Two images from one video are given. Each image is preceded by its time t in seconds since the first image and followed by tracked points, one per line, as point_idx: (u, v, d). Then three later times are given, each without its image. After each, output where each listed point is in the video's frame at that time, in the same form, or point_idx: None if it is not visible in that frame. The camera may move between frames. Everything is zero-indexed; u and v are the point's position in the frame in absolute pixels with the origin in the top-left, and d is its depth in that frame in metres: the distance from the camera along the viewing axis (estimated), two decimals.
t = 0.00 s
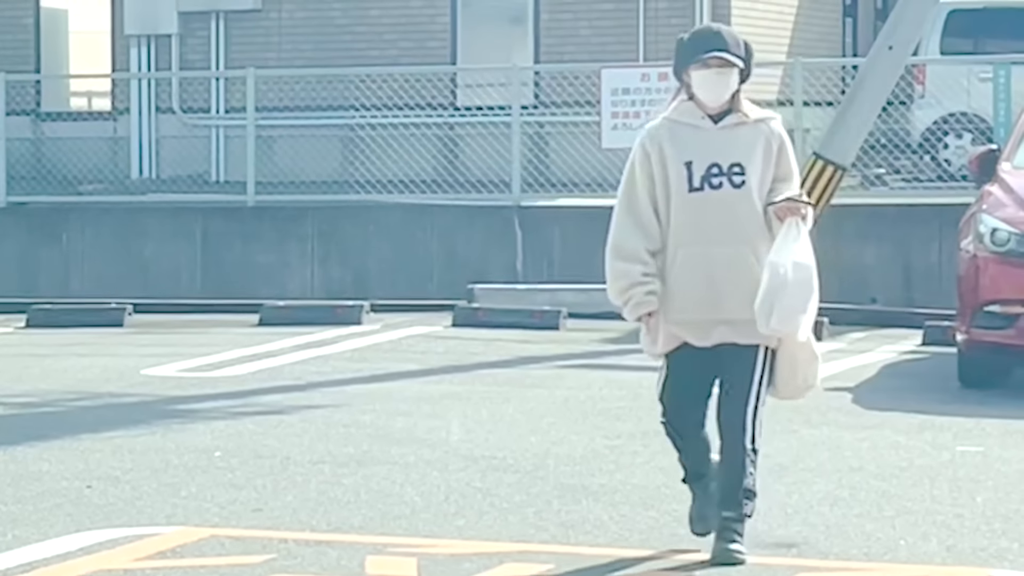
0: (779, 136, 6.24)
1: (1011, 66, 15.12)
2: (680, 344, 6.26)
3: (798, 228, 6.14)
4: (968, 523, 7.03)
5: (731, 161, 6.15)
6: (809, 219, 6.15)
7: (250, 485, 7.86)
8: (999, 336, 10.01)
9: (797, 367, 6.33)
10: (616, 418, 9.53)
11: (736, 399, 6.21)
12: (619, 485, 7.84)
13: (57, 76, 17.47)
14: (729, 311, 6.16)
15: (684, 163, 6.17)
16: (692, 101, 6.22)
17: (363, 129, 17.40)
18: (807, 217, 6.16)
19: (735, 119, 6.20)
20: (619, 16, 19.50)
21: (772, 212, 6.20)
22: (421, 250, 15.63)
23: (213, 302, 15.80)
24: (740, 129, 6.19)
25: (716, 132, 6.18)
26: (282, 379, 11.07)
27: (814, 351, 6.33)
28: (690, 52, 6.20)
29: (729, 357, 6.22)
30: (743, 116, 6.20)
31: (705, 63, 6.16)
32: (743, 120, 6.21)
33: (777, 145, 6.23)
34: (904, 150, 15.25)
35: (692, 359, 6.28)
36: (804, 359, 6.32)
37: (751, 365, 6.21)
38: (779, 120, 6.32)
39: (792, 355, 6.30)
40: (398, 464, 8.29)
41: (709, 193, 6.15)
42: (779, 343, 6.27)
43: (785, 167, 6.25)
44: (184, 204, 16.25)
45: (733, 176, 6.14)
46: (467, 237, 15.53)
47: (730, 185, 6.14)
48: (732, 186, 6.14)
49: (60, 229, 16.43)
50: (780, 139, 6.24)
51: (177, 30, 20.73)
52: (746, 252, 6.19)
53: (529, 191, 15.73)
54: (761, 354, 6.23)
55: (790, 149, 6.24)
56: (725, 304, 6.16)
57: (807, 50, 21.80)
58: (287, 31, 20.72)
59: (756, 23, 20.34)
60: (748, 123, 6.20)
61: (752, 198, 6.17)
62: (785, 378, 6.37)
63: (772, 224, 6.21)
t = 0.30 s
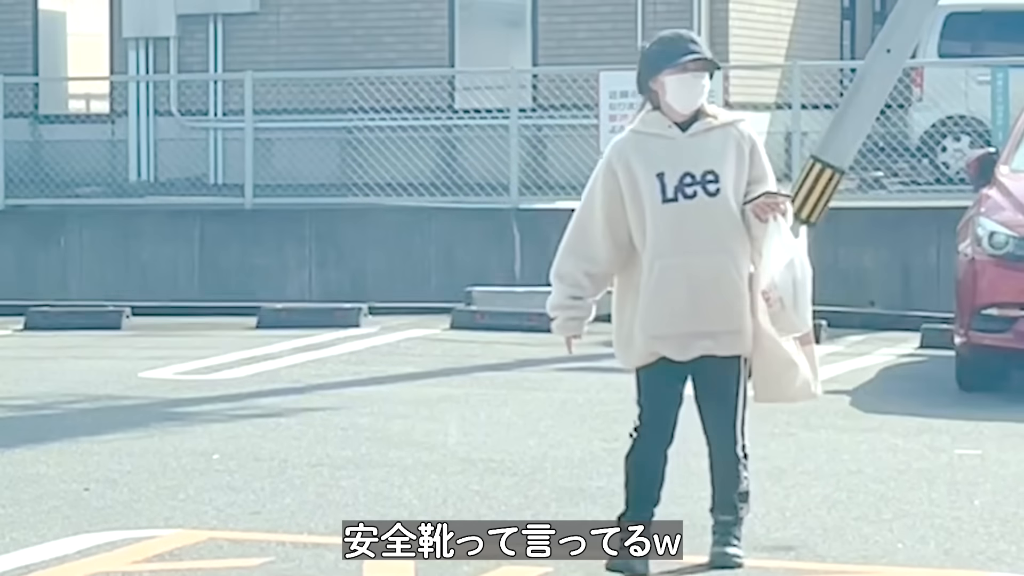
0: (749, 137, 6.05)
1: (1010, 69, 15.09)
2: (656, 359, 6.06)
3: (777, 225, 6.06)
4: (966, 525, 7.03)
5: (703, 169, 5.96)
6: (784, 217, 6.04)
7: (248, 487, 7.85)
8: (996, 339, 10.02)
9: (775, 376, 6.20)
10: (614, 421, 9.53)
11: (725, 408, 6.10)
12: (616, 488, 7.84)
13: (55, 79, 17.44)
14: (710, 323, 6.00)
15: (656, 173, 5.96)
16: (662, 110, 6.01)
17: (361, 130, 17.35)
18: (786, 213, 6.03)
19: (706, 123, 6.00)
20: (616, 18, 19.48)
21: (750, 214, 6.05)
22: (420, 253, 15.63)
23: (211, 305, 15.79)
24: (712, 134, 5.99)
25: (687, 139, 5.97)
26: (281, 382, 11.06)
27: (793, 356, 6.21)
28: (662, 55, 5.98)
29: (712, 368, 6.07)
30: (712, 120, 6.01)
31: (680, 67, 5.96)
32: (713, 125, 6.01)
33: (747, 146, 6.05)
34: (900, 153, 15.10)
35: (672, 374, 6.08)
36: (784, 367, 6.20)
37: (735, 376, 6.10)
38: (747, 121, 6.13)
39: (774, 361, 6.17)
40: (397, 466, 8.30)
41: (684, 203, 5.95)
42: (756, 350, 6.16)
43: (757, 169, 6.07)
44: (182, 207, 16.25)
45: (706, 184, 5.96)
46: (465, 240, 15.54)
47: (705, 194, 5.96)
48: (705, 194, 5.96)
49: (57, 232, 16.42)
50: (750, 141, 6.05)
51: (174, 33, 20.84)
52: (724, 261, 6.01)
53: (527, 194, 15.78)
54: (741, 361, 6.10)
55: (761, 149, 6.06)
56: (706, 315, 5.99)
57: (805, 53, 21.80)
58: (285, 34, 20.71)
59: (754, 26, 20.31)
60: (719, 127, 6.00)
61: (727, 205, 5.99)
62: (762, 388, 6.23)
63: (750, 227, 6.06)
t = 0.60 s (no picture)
0: (714, 130, 5.93)
1: (1009, 71, 15.09)
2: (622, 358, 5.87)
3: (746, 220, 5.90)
4: (966, 528, 7.03)
5: (671, 162, 5.81)
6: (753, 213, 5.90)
7: (247, 490, 7.85)
8: (995, 342, 10.02)
9: (743, 372, 6.03)
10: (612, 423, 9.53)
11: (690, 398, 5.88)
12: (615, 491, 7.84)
13: (54, 81, 17.44)
14: (680, 318, 5.83)
15: (623, 167, 5.80)
16: (627, 101, 5.84)
17: (359, 133, 17.29)
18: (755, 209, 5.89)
19: (672, 117, 5.86)
20: (615, 21, 19.47)
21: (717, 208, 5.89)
22: (420, 256, 15.64)
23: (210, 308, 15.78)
24: (677, 127, 5.85)
25: (654, 132, 5.83)
26: (280, 384, 11.06)
27: (759, 351, 6.03)
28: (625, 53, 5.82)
29: (676, 365, 5.88)
30: (678, 113, 5.88)
31: (646, 60, 5.79)
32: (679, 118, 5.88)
33: (713, 139, 5.93)
34: (900, 155, 15.33)
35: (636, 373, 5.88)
36: (748, 362, 6.02)
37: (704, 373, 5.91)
38: (710, 113, 6.01)
39: (739, 356, 6.00)
40: (396, 469, 8.29)
41: (651, 197, 5.80)
42: (720, 346, 5.98)
43: (722, 162, 5.96)
44: (182, 210, 16.25)
45: (674, 177, 5.81)
46: (464, 243, 15.55)
47: (673, 187, 5.81)
48: (673, 188, 5.81)
49: (58, 235, 16.43)
50: (715, 135, 5.94)
51: (173, 36, 20.84)
52: (690, 256, 5.85)
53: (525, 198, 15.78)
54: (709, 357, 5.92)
55: (725, 142, 5.95)
56: (675, 310, 5.83)
57: (804, 56, 21.79)
58: (285, 37, 20.72)
59: (754, 30, 20.33)
60: (685, 120, 5.87)
61: (695, 198, 5.85)
62: (727, 384, 6.08)
63: (716, 222, 5.91)
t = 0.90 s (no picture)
0: (709, 153, 5.89)
1: (1009, 73, 15.10)
2: (607, 378, 5.87)
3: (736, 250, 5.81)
4: (964, 531, 7.04)
5: (662, 183, 5.79)
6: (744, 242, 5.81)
7: (246, 492, 7.86)
8: (993, 345, 10.01)
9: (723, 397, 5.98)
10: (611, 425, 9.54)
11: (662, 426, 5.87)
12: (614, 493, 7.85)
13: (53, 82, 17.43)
14: (662, 343, 5.82)
15: (614, 185, 5.80)
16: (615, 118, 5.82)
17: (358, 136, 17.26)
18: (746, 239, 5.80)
19: (665, 138, 5.84)
20: (615, 24, 19.45)
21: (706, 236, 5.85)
22: (419, 258, 15.64)
23: (209, 310, 15.76)
24: (669, 150, 5.83)
25: (646, 152, 5.81)
26: (279, 386, 11.07)
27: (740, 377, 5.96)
28: (606, 78, 5.79)
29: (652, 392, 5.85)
30: (672, 134, 5.85)
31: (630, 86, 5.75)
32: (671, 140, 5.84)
33: (707, 162, 5.89)
34: (899, 158, 15.28)
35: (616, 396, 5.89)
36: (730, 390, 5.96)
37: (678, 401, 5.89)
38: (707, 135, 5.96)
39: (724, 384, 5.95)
40: (395, 471, 8.30)
41: (640, 217, 5.78)
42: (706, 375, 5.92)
43: (716, 186, 5.90)
44: (181, 211, 16.25)
45: (665, 199, 5.78)
46: (464, 245, 15.54)
47: (662, 208, 5.78)
48: (663, 210, 5.78)
49: (57, 237, 16.42)
50: (710, 157, 5.90)
51: (173, 38, 20.81)
52: (678, 280, 5.83)
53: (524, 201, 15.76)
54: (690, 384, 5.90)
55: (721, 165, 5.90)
56: (658, 335, 5.82)
57: (804, 58, 21.79)
58: (284, 39, 20.72)
59: (753, 32, 20.33)
60: (677, 142, 5.84)
61: (686, 221, 5.82)
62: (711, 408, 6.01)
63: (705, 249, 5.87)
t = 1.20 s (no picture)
0: (709, 146, 5.62)
1: (1007, 77, 15.11)
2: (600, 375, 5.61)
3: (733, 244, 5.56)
4: (963, 534, 7.04)
5: (658, 177, 5.53)
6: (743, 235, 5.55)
7: (244, 495, 7.85)
8: (992, 349, 10.02)
9: (726, 399, 5.67)
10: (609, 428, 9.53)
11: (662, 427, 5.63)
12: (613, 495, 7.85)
13: (51, 86, 17.44)
14: (660, 342, 5.55)
15: (608, 180, 5.53)
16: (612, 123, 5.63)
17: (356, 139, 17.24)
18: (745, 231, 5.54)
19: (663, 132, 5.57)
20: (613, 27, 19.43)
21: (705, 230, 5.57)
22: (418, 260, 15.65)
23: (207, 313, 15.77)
24: (668, 142, 5.56)
25: (643, 146, 5.55)
26: (277, 389, 11.06)
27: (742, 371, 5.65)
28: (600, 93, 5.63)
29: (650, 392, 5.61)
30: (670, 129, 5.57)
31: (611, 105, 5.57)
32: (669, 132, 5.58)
33: (707, 154, 5.62)
34: (898, 161, 15.19)
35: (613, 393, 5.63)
36: (732, 391, 5.66)
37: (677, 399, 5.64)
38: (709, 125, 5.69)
39: (725, 387, 5.65)
40: (393, 474, 8.29)
41: (634, 213, 5.52)
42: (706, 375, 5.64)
43: (716, 179, 5.64)
44: (179, 215, 16.25)
45: (661, 194, 5.52)
46: (462, 247, 15.54)
47: (659, 204, 5.52)
48: (660, 206, 5.52)
49: (54, 239, 16.40)
50: (710, 149, 5.62)
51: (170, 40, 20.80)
52: (678, 277, 5.56)
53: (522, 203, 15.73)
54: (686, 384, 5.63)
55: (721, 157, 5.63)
56: (655, 334, 5.55)
57: (802, 60, 21.80)
58: (283, 42, 20.72)
59: (751, 36, 20.33)
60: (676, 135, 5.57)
61: (683, 217, 5.55)
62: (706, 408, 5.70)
63: (704, 244, 5.60)
